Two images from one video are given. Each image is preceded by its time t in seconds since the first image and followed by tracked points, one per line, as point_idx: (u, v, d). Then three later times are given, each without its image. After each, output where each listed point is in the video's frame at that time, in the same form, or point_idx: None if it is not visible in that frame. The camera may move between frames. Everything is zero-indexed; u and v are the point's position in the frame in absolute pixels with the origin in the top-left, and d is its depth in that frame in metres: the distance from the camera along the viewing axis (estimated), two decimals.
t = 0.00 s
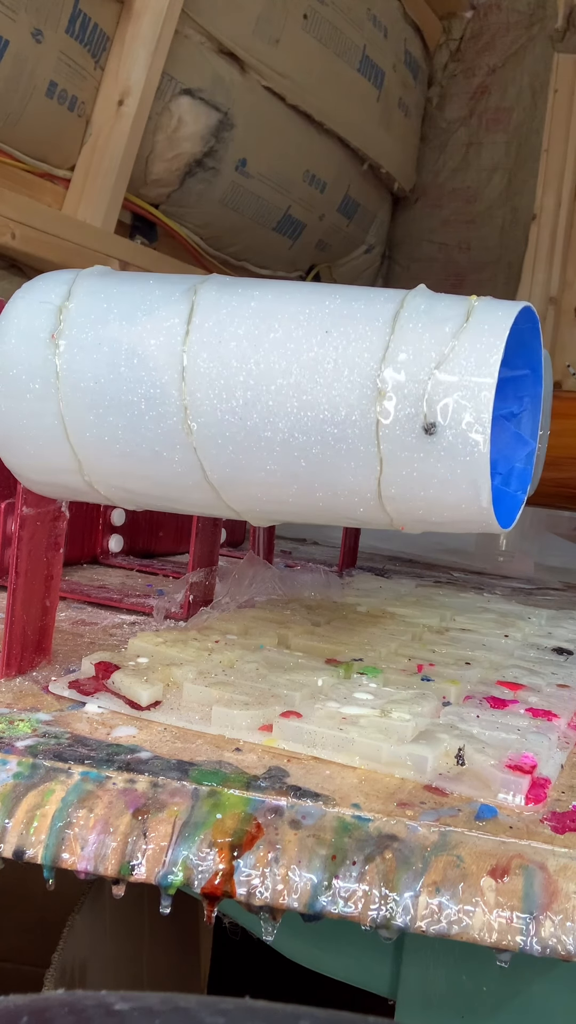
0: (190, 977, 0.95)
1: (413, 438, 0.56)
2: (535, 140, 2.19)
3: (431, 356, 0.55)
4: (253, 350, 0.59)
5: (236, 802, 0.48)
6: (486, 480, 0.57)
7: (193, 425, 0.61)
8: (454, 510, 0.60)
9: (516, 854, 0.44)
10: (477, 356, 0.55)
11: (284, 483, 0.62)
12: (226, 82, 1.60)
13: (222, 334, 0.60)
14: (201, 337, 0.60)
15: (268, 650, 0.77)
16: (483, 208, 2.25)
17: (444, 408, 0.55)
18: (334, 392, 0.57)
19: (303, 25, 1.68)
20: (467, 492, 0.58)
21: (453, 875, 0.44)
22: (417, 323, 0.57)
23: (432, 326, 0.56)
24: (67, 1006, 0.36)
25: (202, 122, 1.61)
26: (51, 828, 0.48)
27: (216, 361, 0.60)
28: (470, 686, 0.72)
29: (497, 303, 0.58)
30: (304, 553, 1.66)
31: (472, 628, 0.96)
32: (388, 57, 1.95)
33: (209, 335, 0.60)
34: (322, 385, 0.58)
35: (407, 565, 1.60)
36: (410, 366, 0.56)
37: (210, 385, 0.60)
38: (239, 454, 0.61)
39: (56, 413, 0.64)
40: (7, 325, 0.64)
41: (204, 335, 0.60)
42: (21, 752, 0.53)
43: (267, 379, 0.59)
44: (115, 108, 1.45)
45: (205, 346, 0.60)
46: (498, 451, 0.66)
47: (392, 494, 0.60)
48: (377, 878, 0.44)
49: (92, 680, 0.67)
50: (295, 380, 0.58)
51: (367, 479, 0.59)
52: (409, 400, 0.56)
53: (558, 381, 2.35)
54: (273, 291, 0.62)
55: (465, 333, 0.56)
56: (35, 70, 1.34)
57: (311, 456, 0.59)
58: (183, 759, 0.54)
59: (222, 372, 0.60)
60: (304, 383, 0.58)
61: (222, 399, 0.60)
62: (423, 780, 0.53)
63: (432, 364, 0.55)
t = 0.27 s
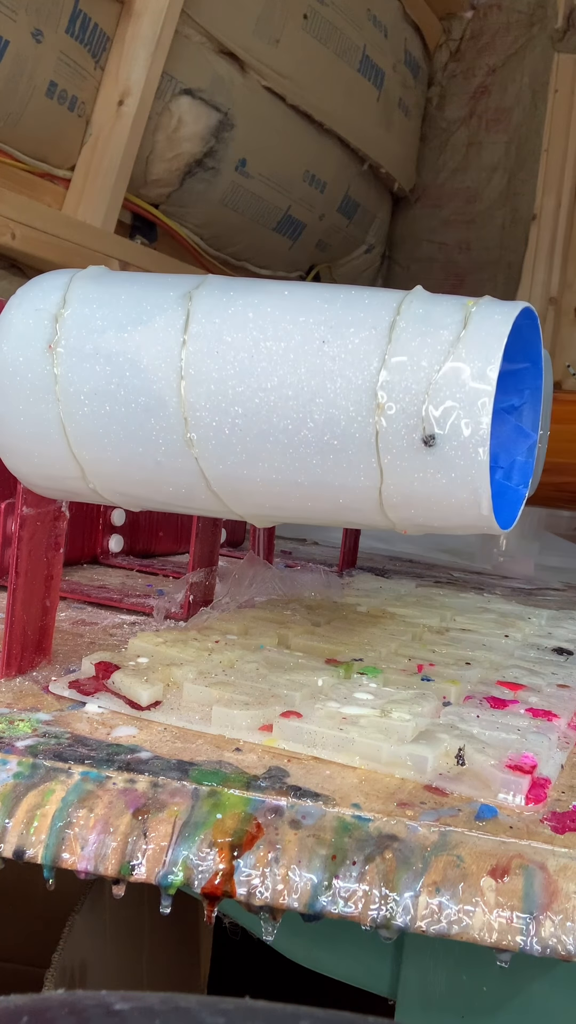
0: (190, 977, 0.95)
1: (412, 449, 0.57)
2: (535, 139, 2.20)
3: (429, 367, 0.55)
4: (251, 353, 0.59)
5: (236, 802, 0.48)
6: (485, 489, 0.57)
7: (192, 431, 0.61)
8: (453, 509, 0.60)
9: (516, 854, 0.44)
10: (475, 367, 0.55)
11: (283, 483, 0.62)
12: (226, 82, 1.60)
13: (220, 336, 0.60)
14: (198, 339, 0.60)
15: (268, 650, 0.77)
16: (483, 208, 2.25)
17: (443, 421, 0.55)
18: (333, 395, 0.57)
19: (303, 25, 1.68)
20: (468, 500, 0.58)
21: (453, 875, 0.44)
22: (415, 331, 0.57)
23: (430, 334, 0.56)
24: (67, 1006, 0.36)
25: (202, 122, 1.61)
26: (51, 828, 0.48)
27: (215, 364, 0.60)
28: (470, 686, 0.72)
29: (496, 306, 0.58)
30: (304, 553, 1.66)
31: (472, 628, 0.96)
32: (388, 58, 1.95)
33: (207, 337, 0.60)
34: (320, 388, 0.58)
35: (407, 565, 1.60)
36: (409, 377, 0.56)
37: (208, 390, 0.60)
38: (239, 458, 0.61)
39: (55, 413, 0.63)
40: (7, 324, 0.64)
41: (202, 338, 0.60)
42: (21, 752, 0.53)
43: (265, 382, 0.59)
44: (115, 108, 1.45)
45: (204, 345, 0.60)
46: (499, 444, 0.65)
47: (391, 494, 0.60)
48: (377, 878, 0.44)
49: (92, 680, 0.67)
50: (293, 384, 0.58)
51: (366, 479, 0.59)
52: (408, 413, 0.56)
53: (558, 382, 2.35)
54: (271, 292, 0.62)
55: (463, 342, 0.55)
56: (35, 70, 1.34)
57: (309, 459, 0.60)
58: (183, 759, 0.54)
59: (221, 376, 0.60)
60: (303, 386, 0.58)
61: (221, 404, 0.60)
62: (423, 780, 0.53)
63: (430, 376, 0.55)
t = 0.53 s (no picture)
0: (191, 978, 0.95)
1: (411, 459, 0.57)
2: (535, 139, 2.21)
3: (428, 377, 0.55)
4: (248, 356, 0.59)
5: (237, 801, 0.48)
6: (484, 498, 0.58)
7: (191, 435, 0.61)
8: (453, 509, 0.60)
9: (516, 853, 0.44)
10: (474, 378, 0.54)
11: (281, 482, 0.62)
12: (226, 82, 1.60)
13: (217, 338, 0.60)
14: (195, 342, 0.60)
15: (268, 650, 0.77)
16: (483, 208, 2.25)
17: (442, 433, 0.56)
18: (331, 398, 0.57)
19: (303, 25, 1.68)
20: (467, 505, 0.59)
21: (453, 875, 0.44)
22: (414, 337, 0.56)
23: (429, 341, 0.56)
24: (67, 1006, 0.36)
25: (202, 122, 1.61)
26: (51, 828, 0.48)
27: (213, 368, 0.60)
28: (470, 686, 0.72)
29: (495, 309, 0.57)
30: (304, 553, 1.66)
31: (472, 628, 0.96)
32: (388, 58, 1.95)
33: (204, 340, 0.60)
34: (318, 391, 0.58)
35: (407, 565, 1.60)
36: (408, 388, 0.56)
37: (207, 395, 0.60)
38: (238, 462, 0.61)
39: (53, 412, 0.63)
40: (5, 325, 0.64)
41: (199, 342, 0.60)
42: (21, 752, 0.53)
43: (263, 386, 0.59)
44: (115, 108, 1.45)
45: (200, 344, 0.60)
46: (500, 438, 0.66)
47: (390, 493, 0.60)
48: (377, 878, 0.44)
49: (92, 680, 0.67)
50: (291, 387, 0.58)
51: (366, 478, 0.59)
52: (407, 424, 0.56)
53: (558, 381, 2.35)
54: (268, 293, 0.62)
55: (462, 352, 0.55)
56: (34, 70, 1.34)
57: (308, 462, 0.60)
58: (183, 759, 0.54)
59: (219, 381, 0.60)
60: (301, 390, 0.58)
61: (219, 410, 0.60)
62: (423, 780, 0.53)
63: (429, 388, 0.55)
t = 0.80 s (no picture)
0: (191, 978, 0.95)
1: (410, 467, 0.57)
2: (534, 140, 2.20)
3: (427, 386, 0.55)
4: (246, 360, 0.59)
5: (236, 802, 0.48)
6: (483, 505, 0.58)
7: (190, 440, 0.62)
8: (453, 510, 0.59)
9: (516, 854, 0.44)
10: (473, 387, 0.54)
11: (280, 481, 0.62)
12: (226, 82, 1.60)
13: (215, 341, 0.60)
14: (193, 344, 0.60)
15: (268, 650, 0.77)
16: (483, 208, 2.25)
17: (441, 443, 0.56)
18: (329, 402, 0.58)
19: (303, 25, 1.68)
20: (466, 510, 0.59)
21: (453, 875, 0.44)
22: (413, 341, 0.56)
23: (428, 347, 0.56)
24: (67, 1006, 0.36)
25: (202, 122, 1.61)
26: (51, 828, 0.48)
27: (211, 372, 0.60)
28: (470, 686, 0.72)
29: (495, 312, 0.57)
30: (304, 553, 1.66)
31: (472, 628, 0.96)
32: (388, 58, 1.95)
33: (202, 344, 0.60)
34: (317, 395, 0.58)
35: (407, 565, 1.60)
36: (407, 388, 0.56)
37: (205, 400, 0.60)
38: (238, 466, 0.62)
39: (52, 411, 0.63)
40: (5, 324, 0.64)
41: (196, 346, 0.60)
42: (21, 752, 0.53)
43: (261, 390, 0.59)
44: (115, 108, 1.45)
45: (199, 344, 0.60)
46: (501, 430, 0.66)
47: (389, 493, 0.60)
48: (377, 878, 0.44)
49: (92, 680, 0.67)
50: (290, 392, 0.58)
51: (365, 477, 0.59)
52: (407, 434, 0.56)
53: (558, 381, 2.35)
54: (265, 295, 0.62)
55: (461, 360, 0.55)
56: (34, 70, 1.34)
57: (307, 465, 0.60)
58: (183, 759, 0.54)
59: (217, 385, 0.60)
60: (299, 394, 0.58)
61: (218, 415, 0.60)
62: (423, 780, 0.53)
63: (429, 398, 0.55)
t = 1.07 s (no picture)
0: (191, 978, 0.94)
1: (410, 471, 0.58)
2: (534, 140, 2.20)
3: (427, 391, 0.55)
4: (243, 362, 0.59)
5: (236, 802, 0.48)
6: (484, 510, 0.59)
7: (188, 444, 0.62)
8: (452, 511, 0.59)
9: (516, 854, 0.44)
10: (472, 388, 0.54)
11: (279, 481, 0.62)
12: (226, 82, 1.60)
13: (212, 344, 0.60)
14: (192, 345, 0.60)
15: (268, 650, 0.77)
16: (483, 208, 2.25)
17: (440, 443, 0.56)
18: (328, 404, 0.58)
19: (303, 25, 1.68)
20: (466, 511, 0.59)
21: (453, 875, 0.44)
22: (413, 341, 0.56)
23: (428, 352, 0.56)
24: (67, 1006, 0.36)
25: (202, 122, 1.61)
26: (51, 828, 0.48)
27: (209, 373, 0.60)
28: (470, 686, 0.72)
29: (494, 315, 0.57)
30: (304, 553, 1.66)
31: (472, 628, 0.96)
32: (388, 57, 1.95)
33: (199, 346, 0.60)
34: (315, 397, 0.58)
35: (407, 565, 1.60)
36: (406, 389, 0.56)
37: (204, 404, 0.60)
38: (236, 467, 0.62)
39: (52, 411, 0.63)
40: (4, 325, 0.64)
41: (193, 348, 0.60)
42: (21, 752, 0.53)
43: (260, 391, 0.59)
44: (115, 108, 1.45)
45: (198, 344, 0.60)
46: (502, 424, 0.66)
47: (388, 493, 0.60)
48: (377, 878, 0.44)
49: (92, 680, 0.67)
50: (287, 395, 0.58)
51: (364, 477, 0.59)
52: (407, 442, 0.57)
53: (558, 381, 2.35)
54: (263, 296, 0.62)
55: (462, 367, 0.55)
56: (34, 70, 1.34)
57: (307, 466, 0.60)
58: (183, 759, 0.54)
59: (215, 388, 0.60)
60: (298, 397, 0.58)
61: (217, 419, 0.60)
62: (423, 780, 0.53)
63: (431, 407, 0.55)
